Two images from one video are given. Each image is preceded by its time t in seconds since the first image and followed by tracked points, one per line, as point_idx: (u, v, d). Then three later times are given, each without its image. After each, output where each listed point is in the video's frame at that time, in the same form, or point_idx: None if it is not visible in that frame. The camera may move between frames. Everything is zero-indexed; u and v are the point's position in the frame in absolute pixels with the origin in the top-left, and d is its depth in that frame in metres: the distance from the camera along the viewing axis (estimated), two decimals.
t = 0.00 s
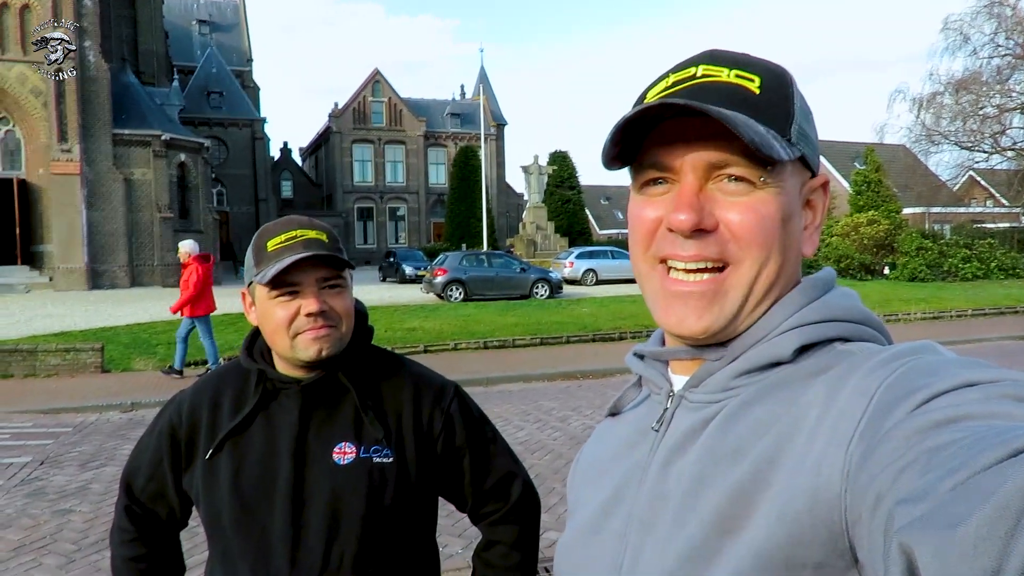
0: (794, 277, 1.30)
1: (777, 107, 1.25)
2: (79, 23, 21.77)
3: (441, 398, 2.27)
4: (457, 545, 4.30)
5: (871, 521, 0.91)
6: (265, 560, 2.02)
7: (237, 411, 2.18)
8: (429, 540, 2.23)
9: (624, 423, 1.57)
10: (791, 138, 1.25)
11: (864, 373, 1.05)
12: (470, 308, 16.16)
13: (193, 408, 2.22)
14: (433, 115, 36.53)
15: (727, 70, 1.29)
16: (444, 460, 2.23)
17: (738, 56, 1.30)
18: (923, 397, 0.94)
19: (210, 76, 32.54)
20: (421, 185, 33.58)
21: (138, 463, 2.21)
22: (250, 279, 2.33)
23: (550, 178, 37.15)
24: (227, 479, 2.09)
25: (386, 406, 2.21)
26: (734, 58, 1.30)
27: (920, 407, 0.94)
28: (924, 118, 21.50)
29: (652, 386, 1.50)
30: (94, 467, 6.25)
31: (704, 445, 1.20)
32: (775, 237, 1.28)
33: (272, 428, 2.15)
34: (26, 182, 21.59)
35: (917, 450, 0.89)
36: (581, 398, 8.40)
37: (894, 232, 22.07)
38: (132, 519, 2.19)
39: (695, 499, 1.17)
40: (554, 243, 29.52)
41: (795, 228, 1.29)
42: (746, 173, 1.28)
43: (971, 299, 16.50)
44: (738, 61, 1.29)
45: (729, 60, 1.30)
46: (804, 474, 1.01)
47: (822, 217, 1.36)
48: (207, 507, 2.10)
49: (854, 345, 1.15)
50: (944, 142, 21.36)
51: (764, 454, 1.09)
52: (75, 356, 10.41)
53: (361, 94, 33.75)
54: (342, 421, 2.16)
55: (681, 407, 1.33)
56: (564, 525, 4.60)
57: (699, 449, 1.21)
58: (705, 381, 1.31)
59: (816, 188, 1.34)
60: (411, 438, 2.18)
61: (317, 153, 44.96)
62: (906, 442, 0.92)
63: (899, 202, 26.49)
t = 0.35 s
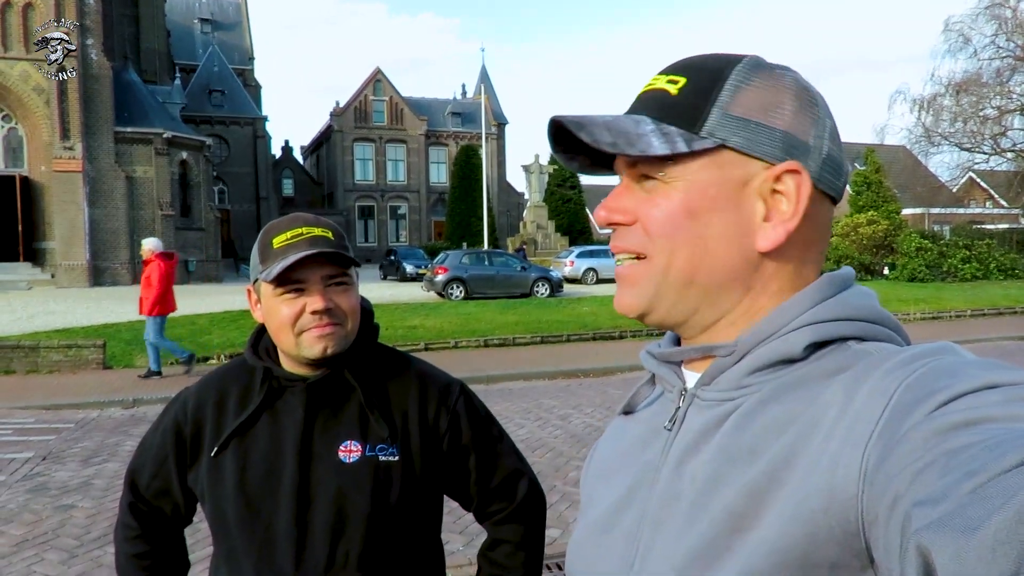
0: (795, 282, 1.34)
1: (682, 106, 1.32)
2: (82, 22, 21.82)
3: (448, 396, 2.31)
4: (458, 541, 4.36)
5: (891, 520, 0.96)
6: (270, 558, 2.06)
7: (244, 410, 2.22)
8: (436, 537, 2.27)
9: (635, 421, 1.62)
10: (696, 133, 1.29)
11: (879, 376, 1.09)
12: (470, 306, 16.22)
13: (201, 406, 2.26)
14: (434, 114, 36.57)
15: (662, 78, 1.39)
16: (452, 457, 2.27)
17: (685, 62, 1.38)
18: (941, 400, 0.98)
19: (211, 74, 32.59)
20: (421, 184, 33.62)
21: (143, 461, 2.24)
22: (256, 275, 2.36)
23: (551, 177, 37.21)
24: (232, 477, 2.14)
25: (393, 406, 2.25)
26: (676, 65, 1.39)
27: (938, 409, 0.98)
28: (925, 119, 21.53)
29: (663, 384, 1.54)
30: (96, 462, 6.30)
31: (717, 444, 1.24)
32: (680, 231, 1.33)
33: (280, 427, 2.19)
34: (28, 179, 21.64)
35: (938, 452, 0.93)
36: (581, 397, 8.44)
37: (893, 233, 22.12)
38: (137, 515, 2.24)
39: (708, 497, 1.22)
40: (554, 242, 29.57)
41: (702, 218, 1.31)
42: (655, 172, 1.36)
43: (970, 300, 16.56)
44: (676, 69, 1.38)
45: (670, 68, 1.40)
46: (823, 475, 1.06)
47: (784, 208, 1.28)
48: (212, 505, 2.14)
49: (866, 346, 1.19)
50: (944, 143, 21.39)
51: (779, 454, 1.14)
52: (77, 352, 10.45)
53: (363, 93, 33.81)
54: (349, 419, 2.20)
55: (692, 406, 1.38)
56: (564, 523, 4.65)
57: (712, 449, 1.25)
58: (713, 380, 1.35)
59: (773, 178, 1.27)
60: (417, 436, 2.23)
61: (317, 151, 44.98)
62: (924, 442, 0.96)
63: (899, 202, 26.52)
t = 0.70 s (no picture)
0: (797, 274, 1.37)
1: (630, 121, 1.52)
2: (72, 20, 21.72)
3: (452, 391, 2.32)
4: (456, 541, 4.35)
5: (904, 508, 0.97)
6: (277, 553, 2.07)
7: (248, 405, 2.22)
8: (440, 531, 2.28)
9: (644, 412, 1.63)
10: (631, 140, 1.49)
11: (894, 366, 1.10)
12: (464, 306, 16.22)
13: (204, 401, 2.26)
14: (426, 114, 36.54)
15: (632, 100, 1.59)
16: (455, 453, 2.29)
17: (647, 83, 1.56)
18: (959, 389, 0.99)
19: (202, 73, 32.46)
20: (414, 184, 33.58)
21: (146, 456, 2.24)
22: (259, 269, 2.36)
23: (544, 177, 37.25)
24: (237, 472, 2.14)
25: (397, 400, 2.26)
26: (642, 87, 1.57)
27: (955, 398, 0.98)
28: (914, 119, 21.68)
29: (673, 373, 1.55)
30: (90, 463, 6.27)
31: (730, 434, 1.26)
32: (633, 226, 1.51)
33: (285, 421, 2.19)
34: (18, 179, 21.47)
35: (953, 441, 0.94)
36: (576, 396, 8.46)
37: (883, 232, 22.28)
38: (141, 511, 2.24)
39: (719, 486, 1.24)
40: (547, 242, 29.61)
41: (648, 214, 1.48)
42: (616, 177, 1.55)
43: (960, 298, 16.70)
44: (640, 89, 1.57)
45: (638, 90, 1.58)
46: (835, 465, 1.07)
47: (715, 187, 1.38)
48: (218, 500, 2.15)
49: (879, 335, 1.20)
50: (934, 143, 21.53)
51: (793, 444, 1.15)
52: (69, 353, 10.40)
53: (355, 93, 33.77)
54: (353, 414, 2.21)
55: (701, 395, 1.40)
56: (561, 521, 4.66)
57: (724, 439, 1.26)
58: (723, 369, 1.37)
59: (702, 163, 1.40)
60: (421, 430, 2.23)
61: (310, 151, 44.86)
62: (941, 432, 0.96)
63: (889, 202, 26.68)
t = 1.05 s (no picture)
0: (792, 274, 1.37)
1: (614, 133, 1.53)
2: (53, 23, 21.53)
3: (445, 395, 2.30)
4: (444, 547, 4.32)
5: (897, 511, 0.96)
6: (268, 559, 2.03)
7: (239, 410, 2.19)
8: (432, 537, 2.25)
9: (640, 414, 1.63)
10: (615, 151, 1.49)
11: (887, 368, 1.09)
12: (450, 311, 16.17)
13: (194, 406, 2.23)
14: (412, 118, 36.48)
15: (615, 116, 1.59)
16: (449, 457, 2.26)
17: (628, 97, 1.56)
18: (950, 392, 0.98)
19: (186, 77, 32.25)
20: (400, 188, 33.51)
21: (135, 463, 2.20)
22: (248, 277, 2.34)
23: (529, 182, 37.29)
24: (228, 477, 2.11)
25: (388, 405, 2.23)
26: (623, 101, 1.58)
27: (948, 401, 0.97)
28: (896, 125, 21.92)
29: (667, 376, 1.54)
30: (71, 472, 6.17)
31: (725, 437, 1.25)
32: (622, 237, 1.50)
33: (276, 426, 2.16)
34: None
35: (944, 444, 0.93)
36: (564, 401, 8.45)
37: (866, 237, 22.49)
38: (129, 518, 2.19)
39: (716, 490, 1.22)
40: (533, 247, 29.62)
41: (634, 223, 1.47)
42: (603, 189, 1.55)
43: (941, 301, 16.91)
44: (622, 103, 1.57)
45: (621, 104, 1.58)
46: (827, 466, 1.06)
47: (699, 192, 1.37)
48: (209, 506, 2.11)
49: (873, 337, 1.19)
50: (916, 149, 21.77)
51: (788, 446, 1.14)
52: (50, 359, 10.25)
53: (340, 97, 33.70)
54: (345, 419, 2.18)
55: (696, 398, 1.39)
56: (550, 526, 4.64)
57: (721, 441, 1.25)
58: (718, 371, 1.36)
59: (684, 169, 1.39)
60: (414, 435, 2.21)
61: (295, 156, 44.63)
62: (933, 433, 0.95)
63: (871, 207, 26.94)
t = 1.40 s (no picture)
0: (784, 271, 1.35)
1: (599, 133, 1.51)
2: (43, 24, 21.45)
3: (435, 395, 2.28)
4: (436, 550, 4.29)
5: (886, 505, 0.94)
6: (257, 559, 2.00)
7: (227, 409, 2.15)
8: (422, 537, 2.22)
9: (632, 411, 1.61)
10: (601, 151, 1.47)
11: (878, 362, 1.07)
12: (442, 314, 16.13)
13: (181, 405, 2.20)
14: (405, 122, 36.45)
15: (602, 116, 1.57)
16: (439, 456, 2.23)
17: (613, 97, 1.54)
18: (940, 385, 0.96)
19: (178, 80, 32.14)
20: (392, 192, 33.45)
21: (123, 461, 2.17)
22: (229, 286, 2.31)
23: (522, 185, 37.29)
24: (217, 477, 2.07)
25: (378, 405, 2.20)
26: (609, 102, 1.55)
27: (936, 394, 0.96)
28: (887, 129, 22.02)
29: (660, 375, 1.52)
30: (59, 475, 6.10)
31: (717, 432, 1.23)
32: (609, 238, 1.49)
33: (264, 425, 2.13)
34: None
35: (934, 436, 0.91)
36: (556, 404, 8.42)
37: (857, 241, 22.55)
38: (118, 517, 2.15)
39: (709, 486, 1.20)
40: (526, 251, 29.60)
41: (621, 224, 1.46)
42: (590, 189, 1.53)
43: (932, 306, 16.98)
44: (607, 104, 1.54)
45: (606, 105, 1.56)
46: (817, 461, 1.05)
47: (685, 191, 1.36)
48: (198, 506, 2.08)
49: (864, 331, 1.17)
50: (907, 154, 21.87)
51: (780, 441, 1.12)
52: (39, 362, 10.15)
53: (333, 101, 33.66)
54: (334, 419, 2.15)
55: (687, 395, 1.37)
56: (542, 528, 4.62)
57: (713, 434, 1.23)
58: (710, 368, 1.34)
59: (671, 168, 1.37)
60: (404, 435, 2.18)
61: (287, 159, 44.51)
62: (922, 427, 0.94)
63: (862, 212, 27.03)
